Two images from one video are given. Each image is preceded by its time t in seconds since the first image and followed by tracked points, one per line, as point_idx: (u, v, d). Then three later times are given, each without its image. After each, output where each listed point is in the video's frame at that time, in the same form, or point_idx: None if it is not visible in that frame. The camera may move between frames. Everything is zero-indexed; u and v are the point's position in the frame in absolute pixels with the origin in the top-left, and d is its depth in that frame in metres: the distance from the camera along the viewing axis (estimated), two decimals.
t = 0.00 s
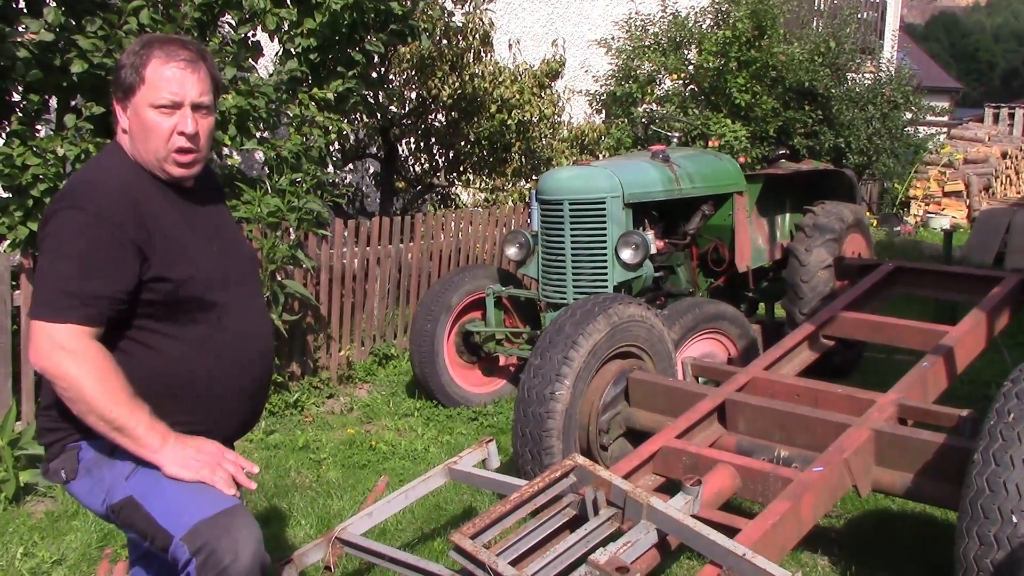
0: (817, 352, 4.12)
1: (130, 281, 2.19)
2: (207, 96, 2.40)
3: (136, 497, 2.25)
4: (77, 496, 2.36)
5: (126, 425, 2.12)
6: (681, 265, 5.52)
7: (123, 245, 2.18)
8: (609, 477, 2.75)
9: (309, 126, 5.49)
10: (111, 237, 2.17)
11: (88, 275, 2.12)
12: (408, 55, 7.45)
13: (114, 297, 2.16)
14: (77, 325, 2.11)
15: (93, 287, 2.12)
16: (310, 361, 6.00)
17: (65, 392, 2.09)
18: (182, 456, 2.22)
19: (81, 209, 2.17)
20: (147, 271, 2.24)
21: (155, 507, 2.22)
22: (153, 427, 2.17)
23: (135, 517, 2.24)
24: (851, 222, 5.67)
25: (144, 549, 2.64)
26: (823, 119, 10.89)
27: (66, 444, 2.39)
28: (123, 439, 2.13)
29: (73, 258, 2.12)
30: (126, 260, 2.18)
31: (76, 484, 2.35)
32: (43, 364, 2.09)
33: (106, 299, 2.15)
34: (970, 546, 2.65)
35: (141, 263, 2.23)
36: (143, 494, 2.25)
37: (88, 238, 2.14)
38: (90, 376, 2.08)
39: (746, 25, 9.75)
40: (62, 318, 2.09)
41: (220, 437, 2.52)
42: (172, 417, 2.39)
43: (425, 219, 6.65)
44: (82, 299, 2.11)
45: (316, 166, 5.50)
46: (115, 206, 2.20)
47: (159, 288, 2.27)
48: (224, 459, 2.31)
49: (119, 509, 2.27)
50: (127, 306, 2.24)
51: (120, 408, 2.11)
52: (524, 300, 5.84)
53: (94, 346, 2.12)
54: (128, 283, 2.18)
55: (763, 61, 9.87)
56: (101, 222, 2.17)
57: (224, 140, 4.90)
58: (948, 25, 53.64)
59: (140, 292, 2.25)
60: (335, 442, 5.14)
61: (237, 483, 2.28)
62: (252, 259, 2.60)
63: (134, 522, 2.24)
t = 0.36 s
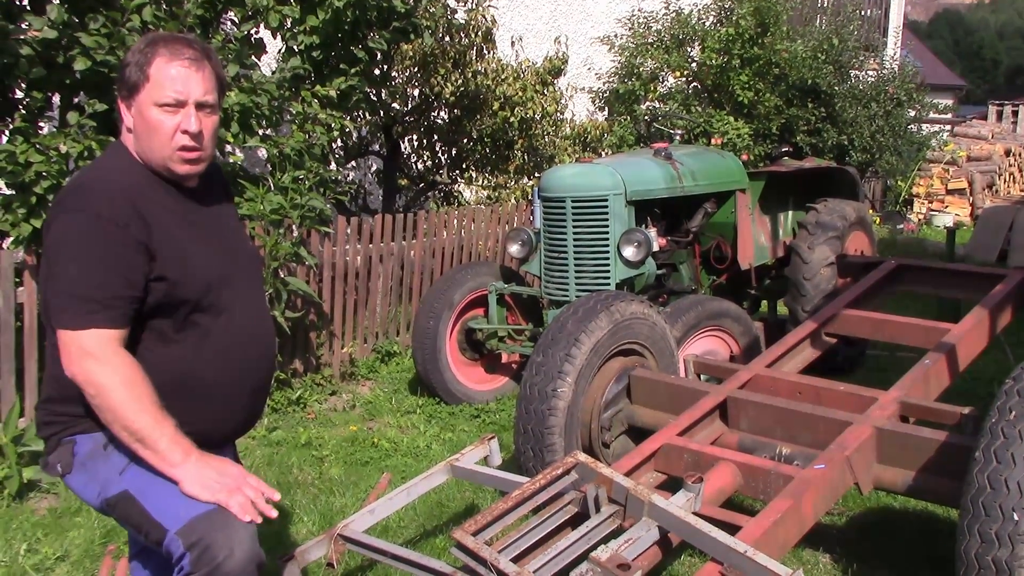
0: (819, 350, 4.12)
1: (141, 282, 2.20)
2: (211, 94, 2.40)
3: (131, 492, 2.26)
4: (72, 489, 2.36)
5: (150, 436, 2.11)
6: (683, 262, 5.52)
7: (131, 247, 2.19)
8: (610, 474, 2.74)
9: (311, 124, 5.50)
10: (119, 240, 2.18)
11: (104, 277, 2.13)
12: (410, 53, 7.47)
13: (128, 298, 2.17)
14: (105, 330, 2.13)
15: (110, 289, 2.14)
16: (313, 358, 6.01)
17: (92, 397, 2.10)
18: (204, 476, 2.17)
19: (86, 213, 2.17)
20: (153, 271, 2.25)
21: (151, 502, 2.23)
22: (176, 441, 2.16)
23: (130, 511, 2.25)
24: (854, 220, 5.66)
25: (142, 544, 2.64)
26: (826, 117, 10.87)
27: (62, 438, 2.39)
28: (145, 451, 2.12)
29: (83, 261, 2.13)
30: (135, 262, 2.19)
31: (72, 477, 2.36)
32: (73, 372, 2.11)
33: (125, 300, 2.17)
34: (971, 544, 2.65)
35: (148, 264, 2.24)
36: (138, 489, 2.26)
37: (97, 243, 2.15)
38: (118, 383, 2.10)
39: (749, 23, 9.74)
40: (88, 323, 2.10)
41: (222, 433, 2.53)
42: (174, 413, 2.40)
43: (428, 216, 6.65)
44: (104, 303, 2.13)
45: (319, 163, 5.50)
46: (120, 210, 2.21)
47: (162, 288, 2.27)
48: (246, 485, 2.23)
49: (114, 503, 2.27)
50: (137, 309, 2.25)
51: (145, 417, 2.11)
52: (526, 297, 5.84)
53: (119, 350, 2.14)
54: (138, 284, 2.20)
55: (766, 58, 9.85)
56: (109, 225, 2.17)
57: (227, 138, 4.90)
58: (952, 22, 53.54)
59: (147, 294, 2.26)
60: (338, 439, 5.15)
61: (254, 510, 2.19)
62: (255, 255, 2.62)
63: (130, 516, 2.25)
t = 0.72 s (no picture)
0: (819, 348, 4.12)
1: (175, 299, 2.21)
2: (204, 102, 2.38)
3: (123, 488, 2.26)
4: (66, 487, 2.38)
5: (189, 471, 2.06)
6: (683, 262, 5.53)
7: (161, 265, 2.20)
8: (610, 474, 2.75)
9: (311, 125, 5.51)
10: (152, 259, 2.18)
11: (146, 297, 2.14)
12: (410, 53, 7.48)
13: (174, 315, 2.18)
14: (165, 347, 2.13)
15: (156, 309, 2.14)
16: (314, 359, 6.01)
17: (146, 424, 2.08)
18: (222, 534, 2.08)
19: (121, 240, 2.17)
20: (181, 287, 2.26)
21: (144, 497, 2.23)
22: (217, 483, 2.08)
23: (122, 507, 2.26)
24: (854, 219, 5.66)
25: (137, 540, 2.65)
26: (826, 116, 10.87)
27: (55, 435, 2.40)
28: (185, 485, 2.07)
29: (119, 283, 2.13)
30: (169, 278, 2.21)
31: (66, 475, 2.37)
32: (135, 398, 2.11)
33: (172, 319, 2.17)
34: (971, 542, 2.65)
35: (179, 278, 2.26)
36: (130, 484, 2.26)
37: (132, 264, 2.16)
38: (178, 411, 2.07)
39: (749, 22, 9.74)
40: (144, 347, 2.10)
41: (222, 433, 2.54)
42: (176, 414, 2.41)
43: (428, 217, 6.66)
44: (153, 323, 2.13)
45: (319, 164, 5.50)
46: (146, 230, 2.22)
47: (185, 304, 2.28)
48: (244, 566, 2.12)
49: (106, 500, 2.28)
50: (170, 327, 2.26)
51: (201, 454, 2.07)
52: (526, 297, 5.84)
53: (177, 377, 2.12)
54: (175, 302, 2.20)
55: (766, 57, 9.84)
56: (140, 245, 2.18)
57: (227, 139, 4.91)
58: (953, 20, 53.51)
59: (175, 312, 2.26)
60: (339, 439, 5.15)
61: None
62: (261, 257, 2.63)
63: (122, 512, 2.26)
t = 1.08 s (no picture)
0: (820, 349, 4.12)
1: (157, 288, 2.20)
2: (210, 94, 2.40)
3: (133, 496, 2.27)
4: (75, 493, 2.38)
5: (157, 444, 2.08)
6: (684, 262, 5.53)
7: (145, 253, 2.20)
8: (610, 474, 2.75)
9: (313, 125, 5.51)
10: (134, 245, 2.18)
11: (123, 282, 2.13)
12: (411, 54, 7.48)
13: (144, 303, 2.17)
14: (116, 334, 2.10)
15: (126, 293, 2.13)
16: (316, 359, 6.02)
17: (99, 404, 2.08)
18: (209, 488, 2.16)
19: (102, 218, 2.18)
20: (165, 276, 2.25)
21: (150, 506, 2.24)
22: (185, 451, 2.13)
23: (131, 515, 2.26)
24: (855, 220, 5.67)
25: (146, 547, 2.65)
26: (828, 117, 10.86)
27: (65, 440, 2.41)
28: (154, 460, 2.10)
29: (100, 266, 2.13)
30: (152, 265, 2.20)
31: (75, 480, 2.38)
32: (84, 378, 2.08)
33: (138, 305, 2.15)
34: (972, 543, 2.65)
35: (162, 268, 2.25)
36: (140, 492, 2.27)
37: (115, 246, 2.15)
38: (129, 392, 2.07)
39: (751, 23, 9.73)
40: (99, 328, 2.09)
41: (222, 437, 2.52)
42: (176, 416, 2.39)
43: (429, 217, 6.66)
44: (118, 307, 2.11)
45: (320, 165, 5.50)
46: (136, 218, 2.22)
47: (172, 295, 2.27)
48: (250, 502, 2.21)
49: (116, 507, 2.29)
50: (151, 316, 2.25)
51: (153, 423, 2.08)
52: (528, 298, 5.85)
53: (130, 359, 2.11)
54: (154, 290, 2.19)
55: (767, 58, 9.84)
56: (123, 230, 2.18)
57: (228, 140, 4.91)
58: (954, 21, 53.50)
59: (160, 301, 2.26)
60: (340, 440, 5.16)
61: (255, 529, 2.18)
62: (262, 258, 2.62)
63: (131, 520, 2.26)
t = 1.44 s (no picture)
0: (822, 350, 4.13)
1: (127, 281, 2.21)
2: (203, 95, 2.41)
3: (137, 504, 2.26)
4: (87, 499, 2.39)
5: (118, 429, 2.13)
6: (687, 263, 5.51)
7: (116, 247, 2.19)
8: (613, 474, 2.75)
9: (315, 126, 5.51)
10: (105, 239, 2.18)
11: (85, 276, 2.14)
12: (413, 55, 7.49)
13: (106, 297, 2.17)
14: (74, 325, 2.13)
15: (86, 287, 2.14)
16: (318, 360, 6.02)
17: (57, 392, 2.10)
18: (174, 463, 2.23)
19: (79, 208, 2.19)
20: (141, 271, 2.25)
21: (156, 515, 2.23)
22: (145, 432, 2.18)
23: (137, 524, 2.26)
24: (857, 220, 5.67)
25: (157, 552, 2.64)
26: (830, 117, 10.86)
27: (73, 448, 2.41)
28: (117, 444, 2.14)
29: (69, 257, 2.14)
30: (120, 262, 2.20)
31: (86, 486, 2.39)
32: (37, 367, 2.11)
33: (98, 300, 2.16)
34: (974, 543, 2.65)
35: (137, 263, 2.25)
36: (144, 500, 2.26)
37: (87, 240, 2.16)
38: (80, 375, 2.09)
39: (752, 23, 9.74)
40: (54, 319, 2.11)
41: (224, 441, 2.51)
42: (173, 417, 2.38)
43: (431, 218, 6.67)
44: (73, 299, 2.13)
45: (322, 166, 5.51)
46: (113, 211, 2.22)
47: (150, 291, 2.28)
48: (216, 465, 2.30)
49: (123, 514, 2.29)
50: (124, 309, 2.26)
51: (112, 412, 2.12)
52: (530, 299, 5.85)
53: (88, 348, 2.13)
54: (121, 283, 2.20)
55: (769, 59, 9.84)
56: (98, 223, 2.18)
57: (230, 142, 4.92)
58: (956, 22, 53.53)
59: (134, 294, 2.27)
60: (343, 440, 5.17)
61: (231, 487, 2.29)
62: (262, 259, 2.61)
63: (138, 528, 2.26)
